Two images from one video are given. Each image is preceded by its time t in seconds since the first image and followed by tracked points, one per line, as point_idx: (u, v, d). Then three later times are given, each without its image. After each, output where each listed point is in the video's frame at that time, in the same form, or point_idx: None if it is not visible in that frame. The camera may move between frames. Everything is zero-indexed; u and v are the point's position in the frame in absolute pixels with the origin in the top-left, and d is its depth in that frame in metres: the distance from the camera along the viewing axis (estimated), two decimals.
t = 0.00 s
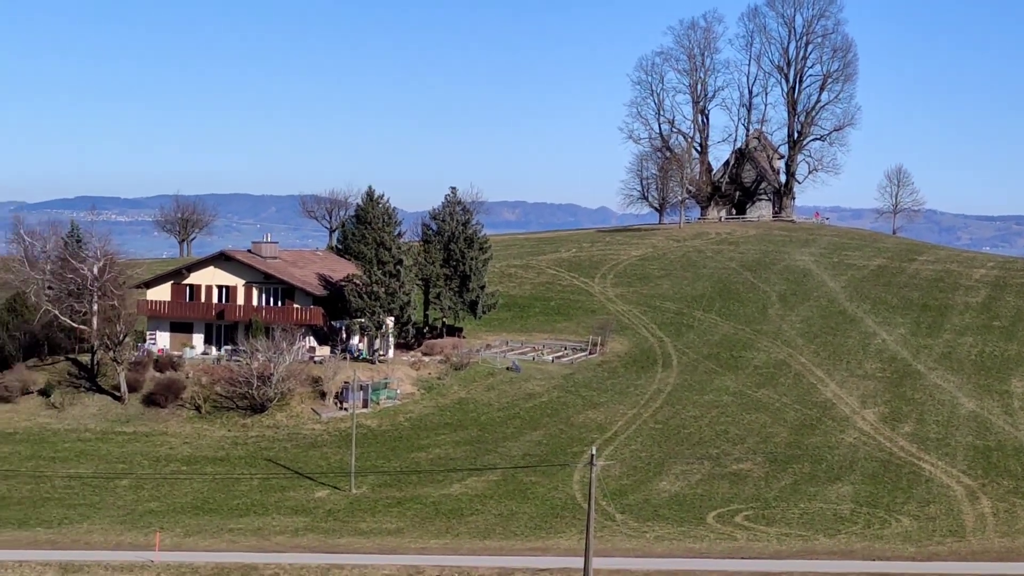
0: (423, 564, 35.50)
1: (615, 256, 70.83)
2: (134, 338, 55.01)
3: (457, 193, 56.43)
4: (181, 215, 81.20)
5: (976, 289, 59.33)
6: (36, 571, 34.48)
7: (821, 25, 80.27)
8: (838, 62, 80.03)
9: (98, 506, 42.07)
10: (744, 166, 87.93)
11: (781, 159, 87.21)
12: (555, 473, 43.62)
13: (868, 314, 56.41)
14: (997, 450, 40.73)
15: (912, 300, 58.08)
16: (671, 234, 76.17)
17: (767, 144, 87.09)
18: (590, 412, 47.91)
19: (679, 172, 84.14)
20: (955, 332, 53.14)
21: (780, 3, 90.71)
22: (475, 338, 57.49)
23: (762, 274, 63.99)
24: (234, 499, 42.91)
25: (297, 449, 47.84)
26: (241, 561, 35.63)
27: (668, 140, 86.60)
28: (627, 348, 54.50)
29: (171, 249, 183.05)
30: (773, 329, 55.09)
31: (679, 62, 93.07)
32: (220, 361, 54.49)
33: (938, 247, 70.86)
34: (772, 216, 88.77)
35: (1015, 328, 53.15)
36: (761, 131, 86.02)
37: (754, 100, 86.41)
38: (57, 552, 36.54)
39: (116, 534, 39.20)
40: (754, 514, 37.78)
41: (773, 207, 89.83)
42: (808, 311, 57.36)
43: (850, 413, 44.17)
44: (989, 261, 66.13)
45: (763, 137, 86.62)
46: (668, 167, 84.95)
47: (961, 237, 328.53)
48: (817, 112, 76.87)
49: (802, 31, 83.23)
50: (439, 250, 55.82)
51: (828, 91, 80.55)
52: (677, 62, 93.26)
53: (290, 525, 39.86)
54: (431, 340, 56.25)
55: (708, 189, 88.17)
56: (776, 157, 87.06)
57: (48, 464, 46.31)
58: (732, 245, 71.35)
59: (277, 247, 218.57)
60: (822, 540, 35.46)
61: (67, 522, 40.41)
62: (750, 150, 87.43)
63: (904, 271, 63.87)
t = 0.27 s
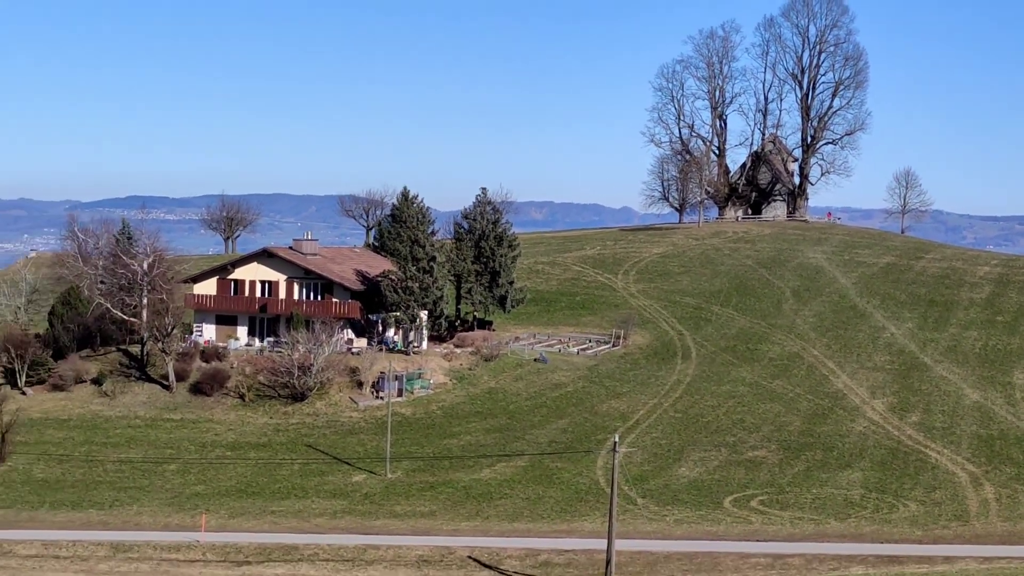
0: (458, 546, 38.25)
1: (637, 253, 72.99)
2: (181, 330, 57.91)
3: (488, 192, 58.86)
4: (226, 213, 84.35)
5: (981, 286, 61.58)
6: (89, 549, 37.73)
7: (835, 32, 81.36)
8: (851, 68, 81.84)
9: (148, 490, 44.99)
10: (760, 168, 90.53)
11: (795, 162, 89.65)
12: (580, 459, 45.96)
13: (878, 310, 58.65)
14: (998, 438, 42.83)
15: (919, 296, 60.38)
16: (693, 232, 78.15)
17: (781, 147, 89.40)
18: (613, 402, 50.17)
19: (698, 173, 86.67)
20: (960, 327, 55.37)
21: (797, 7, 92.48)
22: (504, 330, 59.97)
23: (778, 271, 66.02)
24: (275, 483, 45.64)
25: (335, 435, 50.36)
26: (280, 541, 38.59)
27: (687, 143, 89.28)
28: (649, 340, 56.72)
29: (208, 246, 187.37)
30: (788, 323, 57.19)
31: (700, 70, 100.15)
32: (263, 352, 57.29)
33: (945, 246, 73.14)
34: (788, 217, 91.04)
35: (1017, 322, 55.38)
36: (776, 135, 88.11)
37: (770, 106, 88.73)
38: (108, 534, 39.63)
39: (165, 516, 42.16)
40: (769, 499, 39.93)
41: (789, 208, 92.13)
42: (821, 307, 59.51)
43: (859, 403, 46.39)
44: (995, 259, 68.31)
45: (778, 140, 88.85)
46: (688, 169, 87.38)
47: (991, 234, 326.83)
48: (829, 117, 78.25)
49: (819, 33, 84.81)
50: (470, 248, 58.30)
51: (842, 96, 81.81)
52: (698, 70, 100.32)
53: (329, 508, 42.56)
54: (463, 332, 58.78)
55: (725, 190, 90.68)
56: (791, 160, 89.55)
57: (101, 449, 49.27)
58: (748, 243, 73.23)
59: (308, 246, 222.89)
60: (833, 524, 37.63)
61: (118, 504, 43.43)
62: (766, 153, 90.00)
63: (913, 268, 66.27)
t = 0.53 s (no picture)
0: (492, 534, 39.74)
1: (665, 249, 73.96)
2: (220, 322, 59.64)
3: (520, 190, 60.07)
4: (266, 210, 86.24)
5: (1003, 282, 62.35)
6: (131, 536, 40.00)
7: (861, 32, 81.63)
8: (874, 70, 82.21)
9: (187, 478, 46.75)
10: (786, 166, 91.62)
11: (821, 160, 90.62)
12: (610, 450, 47.14)
13: (901, 305, 59.53)
14: (1020, 431, 43.66)
15: (942, 292, 61.25)
16: (720, 229, 78.98)
17: (807, 146, 90.20)
18: (643, 394, 51.28)
19: (726, 172, 87.81)
20: (983, 321, 56.23)
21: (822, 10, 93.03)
22: (536, 324, 61.22)
23: (803, 267, 66.88)
24: (313, 471, 47.16)
25: (371, 426, 51.72)
26: (316, 529, 40.48)
27: (715, 141, 90.42)
28: (677, 335, 57.75)
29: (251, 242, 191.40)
30: (813, 318, 58.13)
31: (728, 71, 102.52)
32: (300, 345, 58.90)
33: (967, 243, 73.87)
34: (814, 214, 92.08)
35: None
36: (803, 134, 88.85)
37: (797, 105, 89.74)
38: (149, 520, 41.76)
39: (204, 503, 43.98)
40: (794, 489, 40.99)
41: (814, 206, 93.17)
42: (845, 302, 60.41)
43: (883, 396, 47.40)
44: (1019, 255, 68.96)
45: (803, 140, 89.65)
46: (716, 168, 88.41)
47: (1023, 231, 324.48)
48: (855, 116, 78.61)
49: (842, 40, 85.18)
50: (503, 243, 59.58)
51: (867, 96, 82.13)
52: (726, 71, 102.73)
53: (365, 497, 44.09)
54: (495, 326, 60.14)
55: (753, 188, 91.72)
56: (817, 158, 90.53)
57: (143, 438, 51.03)
58: (774, 239, 74.05)
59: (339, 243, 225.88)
60: (858, 514, 38.71)
61: (159, 492, 45.29)
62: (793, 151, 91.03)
63: (935, 264, 67.10)
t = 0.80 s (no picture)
0: (524, 523, 41.30)
1: (694, 246, 75.08)
2: (261, 317, 61.62)
3: (553, 188, 61.49)
4: (306, 207, 88.37)
5: None
6: (174, 523, 42.25)
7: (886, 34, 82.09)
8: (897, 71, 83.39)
9: (229, 467, 48.69)
10: (812, 165, 93.02)
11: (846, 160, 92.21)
12: (639, 442, 48.47)
13: (924, 301, 60.52)
14: None
15: (964, 289, 62.17)
16: (747, 227, 79.89)
17: (832, 146, 91.51)
18: (672, 387, 52.54)
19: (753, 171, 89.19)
20: (1005, 317, 57.13)
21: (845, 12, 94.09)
22: (567, 319, 62.67)
23: (828, 264, 67.86)
24: (351, 461, 48.85)
25: (407, 417, 53.31)
26: (354, 518, 42.33)
27: (743, 141, 91.90)
28: (705, 330, 58.92)
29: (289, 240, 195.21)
30: (838, 314, 59.18)
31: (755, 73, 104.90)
32: (339, 338, 60.73)
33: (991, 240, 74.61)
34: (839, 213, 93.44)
35: None
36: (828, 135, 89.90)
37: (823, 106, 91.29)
38: (190, 509, 43.97)
39: (246, 492, 45.98)
40: (820, 481, 42.14)
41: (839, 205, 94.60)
42: (869, 298, 61.41)
43: (907, 389, 48.47)
44: None
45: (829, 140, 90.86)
46: (743, 166, 89.75)
47: None
48: (880, 117, 79.10)
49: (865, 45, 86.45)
50: (536, 240, 61.07)
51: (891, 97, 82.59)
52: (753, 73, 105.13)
53: (401, 486, 45.78)
54: (528, 321, 61.71)
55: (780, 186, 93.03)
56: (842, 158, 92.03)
57: (186, 428, 52.98)
58: (799, 237, 75.00)
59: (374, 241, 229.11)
60: (881, 504, 39.84)
61: (201, 481, 47.33)
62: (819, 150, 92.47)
63: (957, 261, 67.95)
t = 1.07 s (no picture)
0: (555, 511, 43.08)
1: (719, 243, 76.52)
2: (301, 311, 63.84)
3: (582, 187, 63.07)
4: (344, 205, 90.75)
5: None
6: (217, 510, 44.59)
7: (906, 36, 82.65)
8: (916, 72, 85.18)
9: (270, 456, 50.84)
10: (834, 165, 95.25)
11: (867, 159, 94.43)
12: (666, 433, 50.05)
13: (943, 297, 61.80)
14: None
15: (982, 285, 63.39)
16: (771, 224, 81.20)
17: (854, 145, 93.66)
18: (698, 380, 54.06)
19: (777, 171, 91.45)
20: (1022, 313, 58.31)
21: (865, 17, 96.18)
22: (596, 314, 64.32)
23: (849, 261, 69.16)
24: (388, 450, 50.79)
25: (442, 408, 55.17)
26: (391, 505, 44.33)
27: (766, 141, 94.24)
28: (730, 325, 60.35)
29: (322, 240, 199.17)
30: (860, 309, 60.51)
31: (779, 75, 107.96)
32: (376, 332, 62.77)
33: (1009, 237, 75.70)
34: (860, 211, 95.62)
35: None
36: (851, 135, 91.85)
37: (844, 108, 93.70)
38: (233, 496, 46.28)
39: (287, 480, 48.13)
40: (841, 471, 43.57)
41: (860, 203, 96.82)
42: (890, 294, 62.74)
43: (925, 383, 49.80)
44: None
45: (850, 140, 93.07)
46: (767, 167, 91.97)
47: None
48: (900, 118, 79.82)
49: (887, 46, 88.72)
50: (566, 238, 62.74)
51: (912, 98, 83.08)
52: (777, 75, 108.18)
53: (436, 475, 47.70)
54: (558, 315, 63.43)
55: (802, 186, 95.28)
56: (863, 157, 94.26)
57: (229, 418, 55.18)
58: (822, 234, 76.29)
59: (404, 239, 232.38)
60: (901, 494, 41.26)
61: (243, 469, 49.56)
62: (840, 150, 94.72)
63: (976, 258, 69.11)
